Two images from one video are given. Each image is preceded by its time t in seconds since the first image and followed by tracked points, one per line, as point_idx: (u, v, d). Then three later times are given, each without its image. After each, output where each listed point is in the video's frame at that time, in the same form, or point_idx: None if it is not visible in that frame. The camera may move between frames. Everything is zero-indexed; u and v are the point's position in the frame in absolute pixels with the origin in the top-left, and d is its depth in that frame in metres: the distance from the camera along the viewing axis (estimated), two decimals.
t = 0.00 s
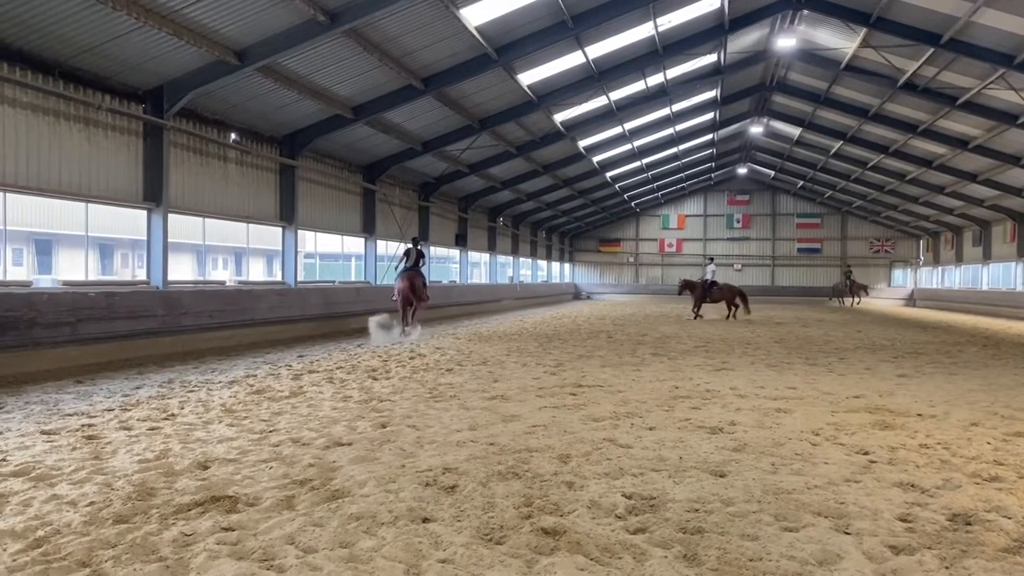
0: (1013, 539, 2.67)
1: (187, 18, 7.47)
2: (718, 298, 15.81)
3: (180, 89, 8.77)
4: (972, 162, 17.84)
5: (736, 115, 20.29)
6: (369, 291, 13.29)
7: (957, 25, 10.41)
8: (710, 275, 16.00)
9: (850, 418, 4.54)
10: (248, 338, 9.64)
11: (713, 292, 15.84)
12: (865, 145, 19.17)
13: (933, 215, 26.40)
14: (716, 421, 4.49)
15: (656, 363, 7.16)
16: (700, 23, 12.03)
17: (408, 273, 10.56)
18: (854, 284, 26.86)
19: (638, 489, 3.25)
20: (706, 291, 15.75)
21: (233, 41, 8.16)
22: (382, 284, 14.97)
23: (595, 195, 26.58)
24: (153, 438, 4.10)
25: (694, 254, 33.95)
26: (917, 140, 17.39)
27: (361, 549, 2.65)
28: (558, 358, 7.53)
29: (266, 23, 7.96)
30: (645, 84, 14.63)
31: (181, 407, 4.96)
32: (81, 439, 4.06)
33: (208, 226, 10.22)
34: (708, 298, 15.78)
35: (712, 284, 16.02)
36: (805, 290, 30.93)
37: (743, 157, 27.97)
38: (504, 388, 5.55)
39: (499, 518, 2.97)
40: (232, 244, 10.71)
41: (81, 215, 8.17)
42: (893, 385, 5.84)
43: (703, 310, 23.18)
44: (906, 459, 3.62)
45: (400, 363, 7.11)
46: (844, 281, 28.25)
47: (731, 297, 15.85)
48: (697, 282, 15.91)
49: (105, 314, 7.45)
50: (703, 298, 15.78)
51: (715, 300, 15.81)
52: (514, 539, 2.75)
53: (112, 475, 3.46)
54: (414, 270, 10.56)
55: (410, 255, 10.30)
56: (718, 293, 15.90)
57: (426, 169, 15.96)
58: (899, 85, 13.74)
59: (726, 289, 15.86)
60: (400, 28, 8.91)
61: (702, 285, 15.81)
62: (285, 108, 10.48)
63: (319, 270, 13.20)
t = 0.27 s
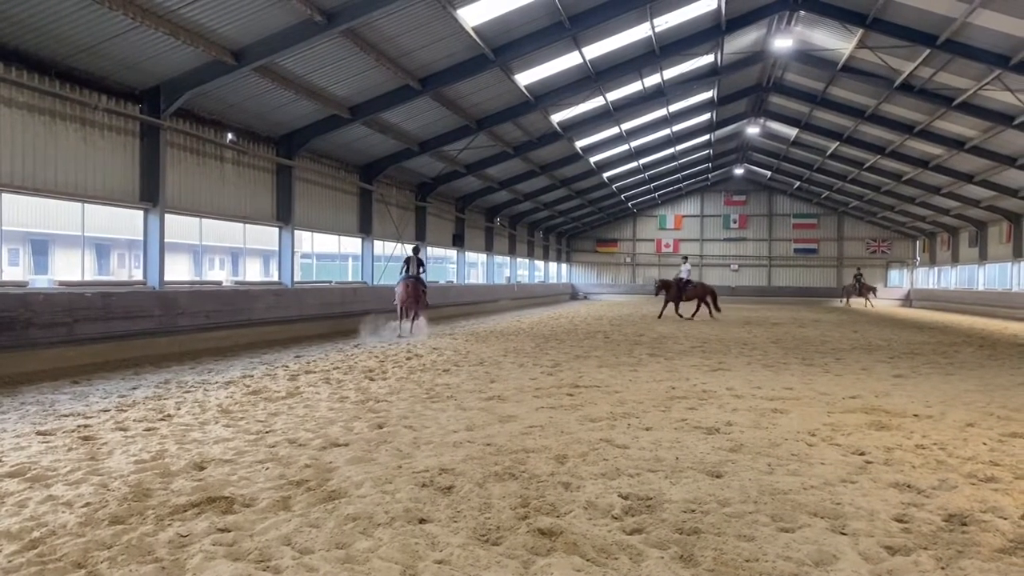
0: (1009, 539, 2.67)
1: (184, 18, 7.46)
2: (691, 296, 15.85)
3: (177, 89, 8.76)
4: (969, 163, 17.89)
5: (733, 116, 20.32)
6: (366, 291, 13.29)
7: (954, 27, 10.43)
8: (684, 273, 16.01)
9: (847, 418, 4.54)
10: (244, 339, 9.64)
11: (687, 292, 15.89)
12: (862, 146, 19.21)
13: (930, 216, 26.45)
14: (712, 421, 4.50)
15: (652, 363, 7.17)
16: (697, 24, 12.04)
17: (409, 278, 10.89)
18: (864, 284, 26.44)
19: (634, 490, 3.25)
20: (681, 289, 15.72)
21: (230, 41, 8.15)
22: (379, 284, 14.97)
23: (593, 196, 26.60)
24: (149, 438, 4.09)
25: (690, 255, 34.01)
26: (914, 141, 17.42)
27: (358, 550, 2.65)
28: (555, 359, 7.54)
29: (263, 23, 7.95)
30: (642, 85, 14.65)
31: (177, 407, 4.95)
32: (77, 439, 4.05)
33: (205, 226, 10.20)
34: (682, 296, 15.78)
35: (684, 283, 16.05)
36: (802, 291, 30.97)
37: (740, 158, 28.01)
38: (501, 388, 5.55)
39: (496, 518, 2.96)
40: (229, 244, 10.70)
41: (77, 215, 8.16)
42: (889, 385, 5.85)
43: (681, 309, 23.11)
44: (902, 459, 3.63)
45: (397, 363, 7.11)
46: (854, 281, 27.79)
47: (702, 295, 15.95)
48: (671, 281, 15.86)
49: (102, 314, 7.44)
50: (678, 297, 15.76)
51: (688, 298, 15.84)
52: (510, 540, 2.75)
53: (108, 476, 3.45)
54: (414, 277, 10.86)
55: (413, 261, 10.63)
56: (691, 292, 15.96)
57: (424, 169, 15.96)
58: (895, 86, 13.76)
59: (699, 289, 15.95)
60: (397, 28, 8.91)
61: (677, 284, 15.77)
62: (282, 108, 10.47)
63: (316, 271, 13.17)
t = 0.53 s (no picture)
0: (1005, 540, 2.67)
1: (181, 18, 7.45)
2: (666, 298, 15.92)
3: (174, 89, 8.74)
4: (965, 164, 17.93)
5: (730, 117, 20.35)
6: (362, 292, 13.28)
7: (950, 28, 10.45)
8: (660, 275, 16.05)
9: (843, 419, 4.54)
10: (241, 339, 9.62)
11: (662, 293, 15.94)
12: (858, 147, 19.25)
13: (926, 217, 26.51)
14: (709, 421, 4.50)
15: (649, 364, 7.18)
16: (694, 25, 12.05)
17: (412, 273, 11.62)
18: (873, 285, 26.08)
19: (632, 491, 3.25)
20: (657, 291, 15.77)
21: (227, 41, 8.14)
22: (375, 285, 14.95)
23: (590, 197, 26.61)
24: (146, 439, 4.09)
25: (687, 256, 34.04)
26: (910, 142, 17.45)
27: (354, 551, 2.64)
28: (552, 359, 7.54)
29: (260, 23, 7.94)
30: (639, 86, 14.67)
31: (173, 408, 4.94)
32: (72, 439, 4.04)
33: (201, 226, 10.18)
34: (657, 298, 15.85)
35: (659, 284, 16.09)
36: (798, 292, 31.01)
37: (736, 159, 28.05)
38: (498, 389, 5.55)
39: (493, 519, 2.96)
40: (225, 244, 10.67)
41: (72, 215, 8.12)
42: (885, 386, 5.86)
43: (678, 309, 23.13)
44: (898, 460, 3.63)
45: (393, 364, 7.11)
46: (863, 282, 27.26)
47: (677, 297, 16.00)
48: (647, 283, 15.87)
49: (98, 315, 7.42)
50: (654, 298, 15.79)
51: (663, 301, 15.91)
52: (507, 541, 2.74)
53: (104, 477, 3.44)
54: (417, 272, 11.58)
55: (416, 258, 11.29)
56: (666, 294, 16.01)
57: (421, 170, 15.95)
58: (891, 87, 13.79)
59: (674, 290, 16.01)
60: (394, 29, 8.90)
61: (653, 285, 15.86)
62: (279, 109, 10.46)
63: (312, 271, 13.14)
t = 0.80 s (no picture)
0: (1002, 542, 2.67)
1: (178, 18, 7.43)
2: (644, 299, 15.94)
3: (172, 89, 8.72)
4: (961, 166, 17.96)
5: (727, 118, 20.37)
6: (359, 292, 13.27)
7: (947, 30, 10.47)
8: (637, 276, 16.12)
9: (839, 421, 4.54)
10: (238, 340, 9.62)
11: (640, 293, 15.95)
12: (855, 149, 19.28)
13: (922, 218, 26.56)
14: (706, 423, 4.50)
15: (646, 365, 7.18)
16: (692, 27, 12.06)
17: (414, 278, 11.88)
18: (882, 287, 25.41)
19: (629, 493, 3.25)
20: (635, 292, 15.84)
21: (224, 41, 8.12)
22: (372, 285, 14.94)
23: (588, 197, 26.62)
24: (142, 440, 4.07)
25: (684, 257, 34.07)
26: (906, 144, 17.48)
27: (351, 553, 2.64)
28: (548, 361, 7.54)
29: (258, 24, 7.93)
30: (636, 87, 14.68)
31: (169, 409, 4.93)
32: (68, 440, 4.03)
33: (198, 227, 10.15)
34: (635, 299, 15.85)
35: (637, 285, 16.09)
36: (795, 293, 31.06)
37: (734, 160, 28.08)
38: (495, 390, 5.54)
39: (490, 521, 2.96)
40: (222, 245, 10.65)
41: (69, 215, 8.10)
42: (881, 388, 5.87)
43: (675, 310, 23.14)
44: (895, 462, 3.64)
45: (390, 365, 7.10)
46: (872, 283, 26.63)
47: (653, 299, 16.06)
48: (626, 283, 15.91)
49: (94, 316, 7.40)
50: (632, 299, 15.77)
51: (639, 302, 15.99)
52: (504, 543, 2.74)
53: (100, 478, 3.43)
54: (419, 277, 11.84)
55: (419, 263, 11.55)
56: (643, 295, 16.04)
57: (418, 170, 15.94)
58: (888, 89, 13.82)
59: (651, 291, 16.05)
60: (392, 30, 8.90)
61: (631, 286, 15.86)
62: (277, 109, 10.45)
63: (309, 271, 13.11)
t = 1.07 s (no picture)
0: (999, 544, 2.68)
1: (176, 18, 7.42)
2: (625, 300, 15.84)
3: (169, 89, 8.71)
4: (958, 168, 18.00)
5: (724, 120, 20.40)
6: (357, 293, 13.26)
7: (944, 33, 10.49)
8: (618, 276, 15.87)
9: (837, 423, 4.55)
10: (234, 341, 9.60)
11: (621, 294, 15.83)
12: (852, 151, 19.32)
13: (919, 221, 26.62)
14: (703, 425, 4.50)
15: (643, 367, 7.18)
16: (690, 29, 12.08)
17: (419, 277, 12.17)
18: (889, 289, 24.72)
19: (626, 494, 3.25)
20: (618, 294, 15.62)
21: (222, 42, 8.11)
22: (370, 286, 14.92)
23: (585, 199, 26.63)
24: (138, 441, 4.07)
25: (681, 258, 34.11)
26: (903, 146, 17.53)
27: (348, 554, 2.64)
28: (546, 362, 7.54)
29: (256, 24, 7.92)
30: (634, 89, 14.69)
31: (166, 410, 4.92)
32: (64, 441, 4.02)
33: (195, 227, 10.14)
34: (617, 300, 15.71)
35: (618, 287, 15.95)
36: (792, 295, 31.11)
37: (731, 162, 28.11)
38: (492, 392, 5.54)
39: (487, 522, 2.96)
40: (219, 246, 10.63)
41: (66, 215, 8.08)
42: (879, 390, 5.87)
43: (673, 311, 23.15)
44: (892, 463, 3.65)
45: (387, 366, 7.10)
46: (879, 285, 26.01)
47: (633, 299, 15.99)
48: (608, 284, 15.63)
49: (91, 316, 7.39)
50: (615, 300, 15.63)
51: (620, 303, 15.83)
52: (501, 544, 2.74)
53: (96, 479, 3.42)
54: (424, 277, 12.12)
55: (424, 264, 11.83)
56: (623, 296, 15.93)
57: (416, 171, 15.93)
58: (885, 91, 13.85)
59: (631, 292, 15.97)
60: (390, 31, 8.90)
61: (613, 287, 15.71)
62: (274, 110, 10.43)
63: (306, 272, 13.09)
